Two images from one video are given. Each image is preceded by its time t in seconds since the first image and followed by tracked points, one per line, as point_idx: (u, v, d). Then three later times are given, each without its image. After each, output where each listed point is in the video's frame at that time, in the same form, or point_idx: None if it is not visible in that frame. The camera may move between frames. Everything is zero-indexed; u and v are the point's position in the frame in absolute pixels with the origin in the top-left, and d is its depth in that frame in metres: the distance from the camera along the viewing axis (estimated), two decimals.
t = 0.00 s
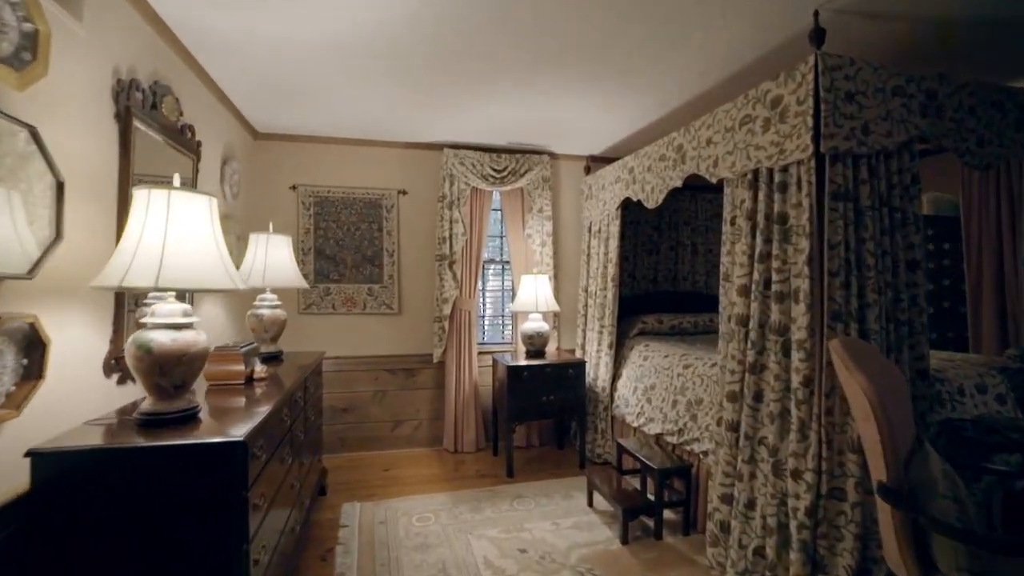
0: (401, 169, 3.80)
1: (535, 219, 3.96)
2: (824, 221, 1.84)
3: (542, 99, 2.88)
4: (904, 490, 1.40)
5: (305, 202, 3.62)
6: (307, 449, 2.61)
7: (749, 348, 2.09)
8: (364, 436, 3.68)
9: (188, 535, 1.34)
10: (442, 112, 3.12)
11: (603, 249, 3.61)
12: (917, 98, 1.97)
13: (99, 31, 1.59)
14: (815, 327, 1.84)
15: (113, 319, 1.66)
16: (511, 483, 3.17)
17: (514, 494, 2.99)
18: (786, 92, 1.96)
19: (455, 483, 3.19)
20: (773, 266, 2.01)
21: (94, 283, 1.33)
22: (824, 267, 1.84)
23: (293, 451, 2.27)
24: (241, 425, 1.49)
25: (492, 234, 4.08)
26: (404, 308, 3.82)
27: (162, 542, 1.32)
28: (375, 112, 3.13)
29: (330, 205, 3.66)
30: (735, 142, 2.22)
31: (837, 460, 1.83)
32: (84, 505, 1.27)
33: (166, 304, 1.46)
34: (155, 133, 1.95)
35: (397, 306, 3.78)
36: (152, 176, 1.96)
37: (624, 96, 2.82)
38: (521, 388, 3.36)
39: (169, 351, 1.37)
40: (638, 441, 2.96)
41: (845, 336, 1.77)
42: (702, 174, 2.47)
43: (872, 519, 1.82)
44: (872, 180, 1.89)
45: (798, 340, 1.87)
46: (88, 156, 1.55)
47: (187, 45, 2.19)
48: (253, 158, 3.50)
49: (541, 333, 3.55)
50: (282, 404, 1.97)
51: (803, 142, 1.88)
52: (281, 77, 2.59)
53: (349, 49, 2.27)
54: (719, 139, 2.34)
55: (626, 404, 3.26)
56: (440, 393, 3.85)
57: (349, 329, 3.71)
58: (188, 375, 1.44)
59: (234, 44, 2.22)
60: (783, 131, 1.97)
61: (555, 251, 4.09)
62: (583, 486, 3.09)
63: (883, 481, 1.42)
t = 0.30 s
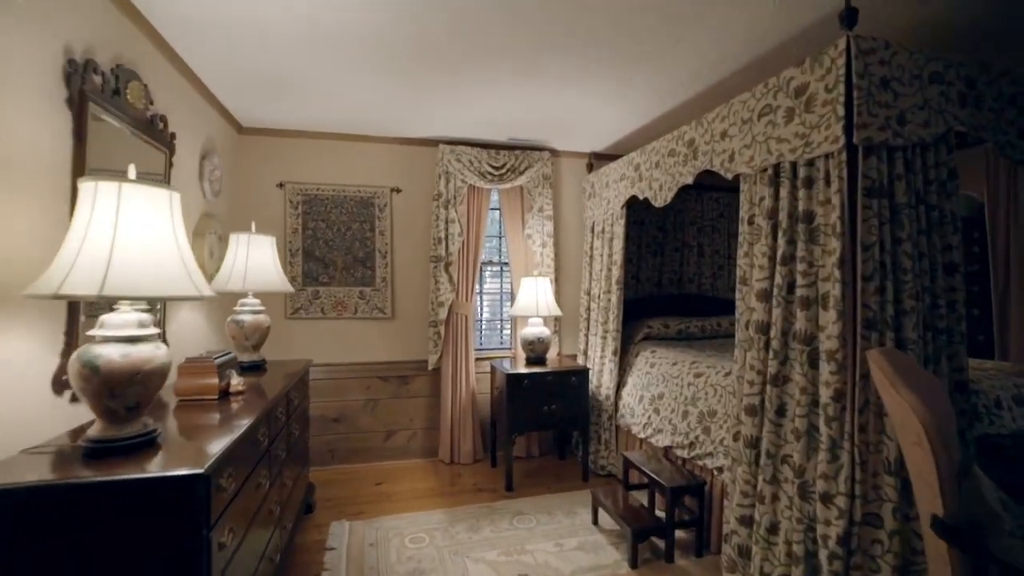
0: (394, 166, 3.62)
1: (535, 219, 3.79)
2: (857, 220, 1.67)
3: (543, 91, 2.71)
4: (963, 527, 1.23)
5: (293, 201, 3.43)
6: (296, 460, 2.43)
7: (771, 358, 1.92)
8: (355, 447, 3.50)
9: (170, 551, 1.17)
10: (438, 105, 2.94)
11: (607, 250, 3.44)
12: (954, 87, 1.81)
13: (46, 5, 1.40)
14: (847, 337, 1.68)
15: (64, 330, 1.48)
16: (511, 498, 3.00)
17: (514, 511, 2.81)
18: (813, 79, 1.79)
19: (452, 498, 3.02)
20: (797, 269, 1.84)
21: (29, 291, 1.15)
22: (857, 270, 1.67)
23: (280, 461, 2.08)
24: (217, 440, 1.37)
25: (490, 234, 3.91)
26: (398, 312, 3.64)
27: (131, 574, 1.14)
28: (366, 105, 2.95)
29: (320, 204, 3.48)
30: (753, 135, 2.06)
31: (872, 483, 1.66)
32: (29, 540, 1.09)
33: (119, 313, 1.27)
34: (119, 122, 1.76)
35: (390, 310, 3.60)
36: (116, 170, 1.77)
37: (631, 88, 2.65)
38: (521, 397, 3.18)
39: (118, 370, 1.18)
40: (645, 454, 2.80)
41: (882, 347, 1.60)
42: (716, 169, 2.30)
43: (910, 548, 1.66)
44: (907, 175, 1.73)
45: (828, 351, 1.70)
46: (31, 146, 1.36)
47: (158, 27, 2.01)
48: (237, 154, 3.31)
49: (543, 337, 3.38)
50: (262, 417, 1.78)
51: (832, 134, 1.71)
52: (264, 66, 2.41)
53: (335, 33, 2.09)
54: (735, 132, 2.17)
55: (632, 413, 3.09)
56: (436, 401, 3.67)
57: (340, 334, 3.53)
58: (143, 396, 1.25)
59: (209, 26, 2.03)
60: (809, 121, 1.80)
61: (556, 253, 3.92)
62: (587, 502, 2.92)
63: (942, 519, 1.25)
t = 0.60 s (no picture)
0: (372, 163, 3.44)
1: (520, 219, 3.64)
2: (870, 222, 1.56)
3: (531, 85, 2.57)
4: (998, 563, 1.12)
5: (263, 199, 3.23)
6: (265, 475, 2.23)
7: (774, 370, 1.80)
8: (330, 460, 3.31)
9: None
10: (419, 99, 2.78)
11: (595, 252, 3.31)
12: (965, 82, 1.72)
13: None
14: (858, 347, 1.56)
15: None
16: (497, 513, 2.85)
17: (500, 528, 2.66)
18: (820, 71, 1.67)
19: (434, 514, 2.86)
20: (802, 274, 1.72)
21: None
22: (869, 276, 1.56)
23: (247, 479, 1.88)
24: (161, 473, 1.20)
25: (473, 235, 3.75)
26: (376, 316, 3.46)
27: None
28: (341, 98, 2.78)
29: (293, 203, 3.28)
30: (754, 131, 1.94)
31: (885, 504, 1.55)
32: None
33: (37, 330, 1.09)
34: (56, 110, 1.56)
35: (368, 315, 3.42)
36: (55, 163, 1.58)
37: (623, 82, 2.52)
38: (506, 406, 3.03)
39: (33, 399, 1.00)
40: (636, 466, 2.67)
41: (896, 360, 1.49)
42: (712, 168, 2.18)
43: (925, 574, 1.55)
44: (921, 175, 1.62)
45: (838, 363, 1.58)
46: None
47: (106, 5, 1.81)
48: (203, 149, 3.10)
49: (529, 344, 3.25)
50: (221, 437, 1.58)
51: (842, 130, 1.59)
52: (229, 52, 2.22)
53: (306, 16, 1.92)
54: (734, 128, 2.05)
55: (622, 422, 2.97)
56: (417, 410, 3.50)
57: (315, 341, 3.33)
58: (66, 428, 1.07)
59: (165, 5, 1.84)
60: (816, 116, 1.68)
61: (542, 254, 3.78)
62: (576, 516, 2.78)
63: (976, 553, 1.13)
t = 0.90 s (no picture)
0: (334, 154, 3.23)
1: (492, 214, 3.50)
2: (863, 217, 1.46)
3: (504, 71, 2.42)
4: None
5: (215, 191, 2.99)
6: (209, 492, 2.01)
7: (760, 374, 1.69)
8: (289, 471, 3.10)
9: None
10: (384, 84, 2.60)
11: (570, 249, 3.19)
12: (955, 72, 1.65)
13: None
14: (851, 350, 1.46)
15: None
16: (468, 525, 2.69)
17: (471, 541, 2.51)
18: (809, 57, 1.57)
19: (401, 527, 2.68)
20: (790, 272, 1.62)
21: None
22: (862, 274, 1.46)
23: (182, 500, 1.65)
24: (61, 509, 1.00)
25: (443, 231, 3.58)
26: (340, 317, 3.26)
27: None
28: (300, 82, 2.57)
29: (247, 195, 3.05)
30: (738, 121, 1.83)
31: (878, 517, 1.47)
32: None
33: None
34: None
35: (331, 316, 3.22)
36: None
37: (601, 70, 2.39)
38: (478, 411, 2.88)
39: None
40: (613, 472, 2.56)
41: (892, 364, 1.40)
42: (693, 160, 2.07)
43: None
44: (913, 168, 1.54)
45: (829, 368, 1.48)
46: None
47: None
48: (147, 137, 2.85)
49: (502, 345, 3.11)
50: (147, 458, 1.36)
51: (833, 118, 1.49)
52: (169, 27, 2.00)
53: None
54: (717, 118, 1.94)
55: (598, 426, 2.85)
56: (383, 416, 3.32)
57: (272, 344, 3.11)
58: None
59: None
60: (806, 104, 1.58)
61: (515, 252, 3.65)
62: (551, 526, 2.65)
63: None
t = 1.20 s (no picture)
0: (290, 150, 3.03)
1: (460, 215, 3.36)
2: (850, 217, 1.37)
3: (471, 63, 2.28)
4: None
5: (156, 187, 2.75)
6: (140, 522, 1.79)
7: (740, 384, 1.58)
8: (238, 491, 2.86)
9: None
10: (342, 75, 2.43)
11: (541, 252, 3.07)
12: (937, 68, 1.60)
13: None
14: (839, 358, 1.37)
15: None
16: (433, 545, 2.52)
17: (436, 563, 2.34)
18: (791, 47, 1.49)
19: (361, 549, 2.49)
20: (773, 275, 1.52)
21: None
22: (849, 277, 1.37)
23: (98, 541, 1.41)
24: None
25: (408, 233, 3.41)
26: (295, 324, 3.05)
27: None
28: (249, 70, 2.38)
29: (193, 192, 2.81)
30: (716, 115, 1.74)
31: (867, 537, 1.38)
32: None
33: None
34: None
35: (285, 322, 3.00)
36: None
37: (573, 64, 2.28)
38: (444, 423, 2.72)
39: None
40: (586, 486, 2.43)
41: (882, 373, 1.31)
42: (668, 157, 1.97)
43: None
44: (900, 165, 1.46)
45: (816, 378, 1.38)
46: None
47: None
48: (77, 127, 2.59)
49: (468, 353, 2.97)
50: (44, 494, 1.13)
51: (818, 111, 1.40)
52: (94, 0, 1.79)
53: None
54: (693, 113, 1.84)
55: (570, 437, 2.73)
56: (343, 428, 3.12)
57: (220, 353, 2.88)
58: None
59: None
60: (788, 97, 1.49)
61: (483, 255, 3.51)
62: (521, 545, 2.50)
63: None
